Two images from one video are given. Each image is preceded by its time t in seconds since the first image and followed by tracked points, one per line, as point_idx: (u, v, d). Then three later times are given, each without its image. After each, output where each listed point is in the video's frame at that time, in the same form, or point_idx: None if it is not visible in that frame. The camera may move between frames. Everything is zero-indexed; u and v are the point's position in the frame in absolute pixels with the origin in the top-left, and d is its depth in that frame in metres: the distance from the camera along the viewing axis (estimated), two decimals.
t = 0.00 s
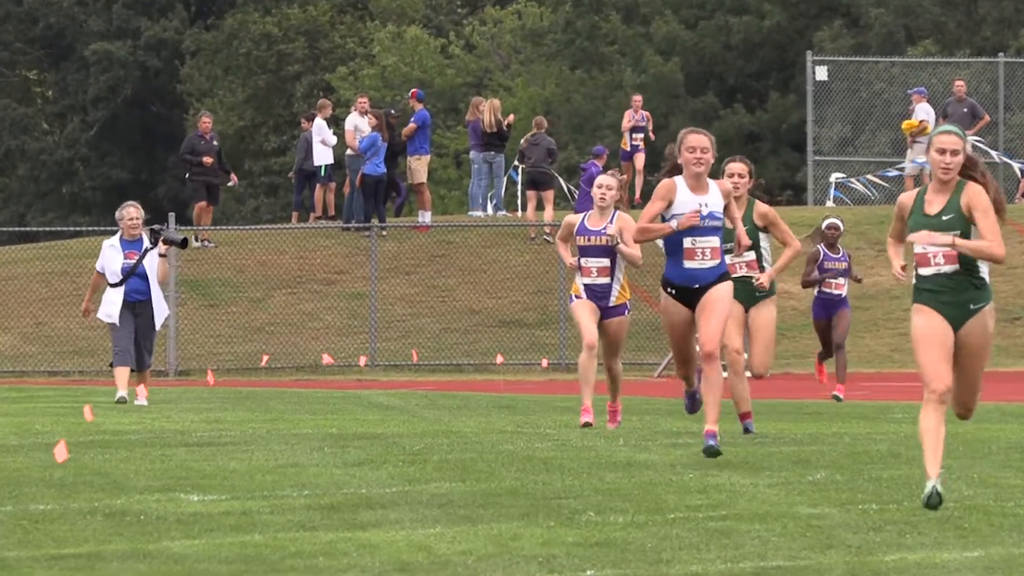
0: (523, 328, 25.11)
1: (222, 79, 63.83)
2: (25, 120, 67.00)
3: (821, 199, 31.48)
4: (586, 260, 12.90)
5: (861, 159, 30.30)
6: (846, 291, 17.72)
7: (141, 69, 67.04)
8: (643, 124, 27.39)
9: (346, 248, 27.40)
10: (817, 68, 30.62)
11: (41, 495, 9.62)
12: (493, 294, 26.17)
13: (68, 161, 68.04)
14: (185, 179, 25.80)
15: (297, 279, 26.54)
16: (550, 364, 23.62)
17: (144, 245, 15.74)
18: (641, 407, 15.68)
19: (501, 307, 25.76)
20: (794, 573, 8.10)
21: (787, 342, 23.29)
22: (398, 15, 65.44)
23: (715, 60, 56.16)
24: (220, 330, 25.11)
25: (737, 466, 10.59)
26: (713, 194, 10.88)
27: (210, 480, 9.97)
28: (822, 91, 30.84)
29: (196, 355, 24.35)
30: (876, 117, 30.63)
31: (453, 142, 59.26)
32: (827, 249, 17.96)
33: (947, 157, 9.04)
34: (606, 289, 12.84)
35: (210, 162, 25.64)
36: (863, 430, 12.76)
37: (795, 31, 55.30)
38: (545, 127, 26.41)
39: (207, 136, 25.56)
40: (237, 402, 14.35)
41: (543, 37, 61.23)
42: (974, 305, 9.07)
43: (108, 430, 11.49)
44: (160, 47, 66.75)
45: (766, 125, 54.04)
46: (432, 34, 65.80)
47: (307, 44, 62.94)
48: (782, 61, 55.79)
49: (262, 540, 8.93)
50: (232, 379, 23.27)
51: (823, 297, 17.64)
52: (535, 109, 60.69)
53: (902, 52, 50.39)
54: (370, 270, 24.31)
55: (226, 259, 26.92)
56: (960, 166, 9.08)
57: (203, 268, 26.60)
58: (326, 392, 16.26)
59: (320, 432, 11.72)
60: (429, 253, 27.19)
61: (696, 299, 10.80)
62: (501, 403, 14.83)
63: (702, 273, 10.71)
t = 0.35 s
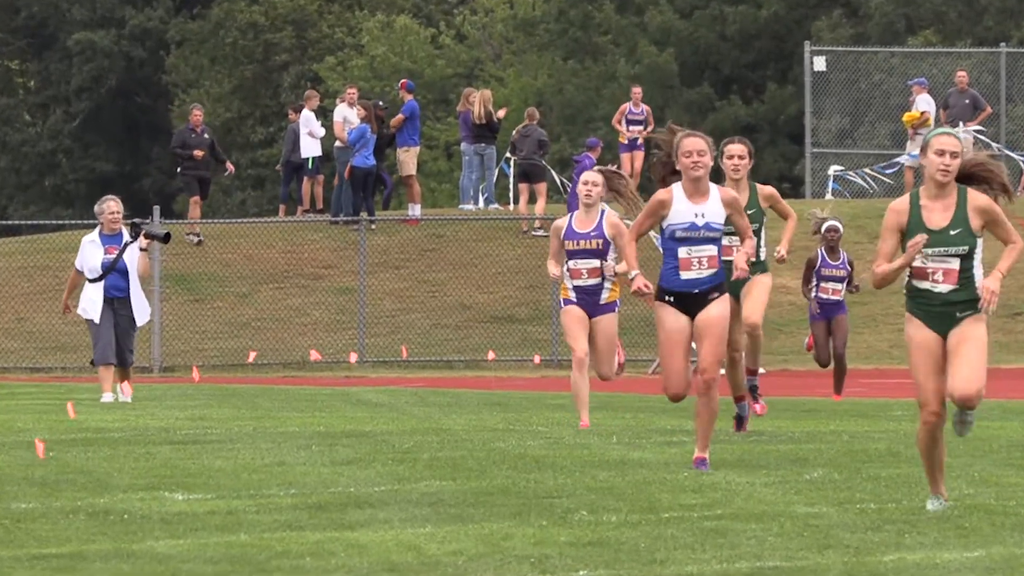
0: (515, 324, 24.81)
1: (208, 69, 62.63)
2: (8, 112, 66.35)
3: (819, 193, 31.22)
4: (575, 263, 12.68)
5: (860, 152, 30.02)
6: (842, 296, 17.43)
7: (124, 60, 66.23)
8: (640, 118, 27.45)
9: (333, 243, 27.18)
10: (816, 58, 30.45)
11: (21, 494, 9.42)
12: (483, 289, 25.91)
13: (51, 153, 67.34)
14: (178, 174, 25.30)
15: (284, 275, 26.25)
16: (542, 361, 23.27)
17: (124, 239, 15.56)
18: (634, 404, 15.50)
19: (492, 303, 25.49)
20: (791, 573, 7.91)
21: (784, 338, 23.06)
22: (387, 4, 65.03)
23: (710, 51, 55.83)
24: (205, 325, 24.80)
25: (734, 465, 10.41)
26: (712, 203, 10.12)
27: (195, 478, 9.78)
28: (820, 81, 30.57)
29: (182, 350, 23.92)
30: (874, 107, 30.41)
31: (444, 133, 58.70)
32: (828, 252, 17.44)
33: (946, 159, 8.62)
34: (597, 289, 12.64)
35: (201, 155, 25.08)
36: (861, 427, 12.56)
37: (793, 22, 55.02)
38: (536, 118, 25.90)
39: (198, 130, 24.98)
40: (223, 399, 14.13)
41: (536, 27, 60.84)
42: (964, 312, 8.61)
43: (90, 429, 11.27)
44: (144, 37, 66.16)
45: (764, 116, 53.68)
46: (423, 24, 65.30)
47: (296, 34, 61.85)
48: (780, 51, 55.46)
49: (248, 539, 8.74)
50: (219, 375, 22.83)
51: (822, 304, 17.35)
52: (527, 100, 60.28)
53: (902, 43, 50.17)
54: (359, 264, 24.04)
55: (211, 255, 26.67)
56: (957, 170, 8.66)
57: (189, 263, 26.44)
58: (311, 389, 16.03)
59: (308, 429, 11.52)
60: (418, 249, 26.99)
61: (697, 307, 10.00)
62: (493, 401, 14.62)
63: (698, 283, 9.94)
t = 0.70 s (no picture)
0: (506, 317, 24.53)
1: (192, 57, 62.56)
2: None
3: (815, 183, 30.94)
4: (573, 251, 12.42)
5: (857, 142, 29.69)
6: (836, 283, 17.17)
7: (106, 47, 65.90)
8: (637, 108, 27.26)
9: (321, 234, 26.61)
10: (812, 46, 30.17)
11: None
12: (473, 280, 25.58)
13: (33, 143, 66.98)
14: (168, 166, 24.94)
15: (270, 266, 25.86)
16: (533, 354, 23.14)
17: (104, 227, 15.40)
18: (624, 398, 15.32)
19: (482, 296, 25.15)
20: (787, 570, 7.74)
21: (780, 332, 22.90)
22: None
23: (704, 39, 55.55)
24: (191, 318, 24.50)
25: (728, 460, 10.25)
26: (690, 174, 10.05)
27: (179, 473, 9.61)
28: (815, 70, 30.19)
29: (166, 344, 23.67)
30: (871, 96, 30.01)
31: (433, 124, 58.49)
32: (819, 237, 17.40)
33: (954, 139, 8.51)
34: (589, 281, 12.44)
35: (192, 148, 24.77)
36: (859, 421, 12.41)
37: (789, 11, 54.76)
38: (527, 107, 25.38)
39: (189, 122, 24.66)
40: (208, 394, 13.96)
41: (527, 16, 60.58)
42: (963, 291, 8.49)
43: (70, 424, 11.11)
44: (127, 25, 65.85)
45: (760, 105, 53.11)
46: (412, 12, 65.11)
47: (282, 20, 61.99)
48: (775, 38, 55.11)
49: (235, 536, 8.58)
50: (203, 369, 22.70)
51: (813, 289, 17.10)
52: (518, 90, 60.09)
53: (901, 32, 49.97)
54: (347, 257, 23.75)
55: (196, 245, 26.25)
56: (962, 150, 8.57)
57: (172, 254, 25.97)
58: (295, 381, 15.82)
59: (294, 423, 11.37)
60: (407, 240, 26.62)
61: (693, 292, 10.04)
62: (483, 395, 14.46)
63: (684, 261, 9.97)
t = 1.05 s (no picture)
0: (498, 308, 23.67)
1: (179, 44, 62.23)
2: None
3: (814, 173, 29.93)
4: (566, 239, 12.25)
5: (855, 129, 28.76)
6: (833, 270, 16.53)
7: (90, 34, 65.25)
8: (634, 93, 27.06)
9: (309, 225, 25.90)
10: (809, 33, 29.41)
11: None
12: (464, 273, 24.75)
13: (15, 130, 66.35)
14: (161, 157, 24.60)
15: (257, 258, 25.10)
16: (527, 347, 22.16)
17: (87, 216, 14.86)
18: (618, 392, 15.11)
19: (474, 287, 24.34)
20: (784, 567, 7.56)
21: (777, 324, 22.68)
22: None
23: (700, 24, 55.08)
24: (176, 311, 23.63)
25: (725, 455, 10.08)
26: (676, 164, 9.81)
27: (165, 469, 9.45)
28: (813, 56, 29.44)
29: (150, 336, 22.83)
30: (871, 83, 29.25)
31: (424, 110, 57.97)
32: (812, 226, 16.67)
33: (952, 138, 7.64)
34: (580, 269, 12.27)
35: (184, 139, 24.51)
36: (857, 415, 12.22)
37: None
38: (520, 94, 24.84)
39: (181, 113, 24.37)
40: (194, 388, 13.77)
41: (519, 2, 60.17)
42: (966, 298, 7.68)
43: (55, 418, 10.94)
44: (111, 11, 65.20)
45: (756, 93, 52.45)
46: None
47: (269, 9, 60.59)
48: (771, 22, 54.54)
49: (221, 531, 8.40)
50: (189, 362, 21.77)
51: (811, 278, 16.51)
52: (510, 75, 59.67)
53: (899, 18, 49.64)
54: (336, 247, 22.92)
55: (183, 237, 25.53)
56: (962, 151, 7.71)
57: (158, 246, 25.31)
58: (285, 375, 15.62)
59: (282, 418, 11.21)
60: (397, 231, 25.84)
61: (687, 282, 9.77)
62: (475, 389, 14.27)
63: (675, 251, 9.72)
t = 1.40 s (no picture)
0: (491, 302, 22.84)
1: (164, 31, 61.10)
2: None
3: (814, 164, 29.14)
4: (553, 242, 12.19)
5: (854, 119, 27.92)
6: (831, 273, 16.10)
7: (75, 21, 64.31)
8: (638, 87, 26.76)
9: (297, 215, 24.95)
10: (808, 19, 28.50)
11: None
12: (457, 265, 23.83)
13: None
14: (153, 147, 23.90)
15: (244, 249, 24.14)
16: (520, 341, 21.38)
17: (68, 210, 14.62)
18: (615, 387, 14.90)
19: (467, 280, 23.41)
20: (782, 565, 7.37)
21: (774, 319, 22.46)
22: None
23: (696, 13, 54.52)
24: (161, 304, 22.73)
25: (722, 451, 9.89)
26: (675, 176, 9.26)
27: (152, 465, 9.25)
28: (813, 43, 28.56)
29: (136, 330, 21.92)
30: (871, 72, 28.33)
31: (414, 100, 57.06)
32: (807, 226, 16.44)
33: (938, 124, 7.45)
34: (573, 271, 12.18)
35: (179, 128, 23.72)
36: (856, 410, 12.05)
37: None
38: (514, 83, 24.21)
39: (174, 102, 23.58)
40: (182, 382, 13.56)
41: None
42: (969, 298, 7.50)
43: (41, 414, 10.74)
44: None
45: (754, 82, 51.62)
46: None
47: None
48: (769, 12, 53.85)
49: (207, 530, 8.20)
50: (175, 356, 20.93)
51: (806, 279, 16.11)
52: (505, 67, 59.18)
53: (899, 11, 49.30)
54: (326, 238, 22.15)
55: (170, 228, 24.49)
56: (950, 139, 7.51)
57: (143, 235, 24.30)
58: (276, 370, 15.37)
59: (271, 413, 11.03)
60: (387, 221, 24.82)
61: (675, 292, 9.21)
62: (469, 385, 14.07)
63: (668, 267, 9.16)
